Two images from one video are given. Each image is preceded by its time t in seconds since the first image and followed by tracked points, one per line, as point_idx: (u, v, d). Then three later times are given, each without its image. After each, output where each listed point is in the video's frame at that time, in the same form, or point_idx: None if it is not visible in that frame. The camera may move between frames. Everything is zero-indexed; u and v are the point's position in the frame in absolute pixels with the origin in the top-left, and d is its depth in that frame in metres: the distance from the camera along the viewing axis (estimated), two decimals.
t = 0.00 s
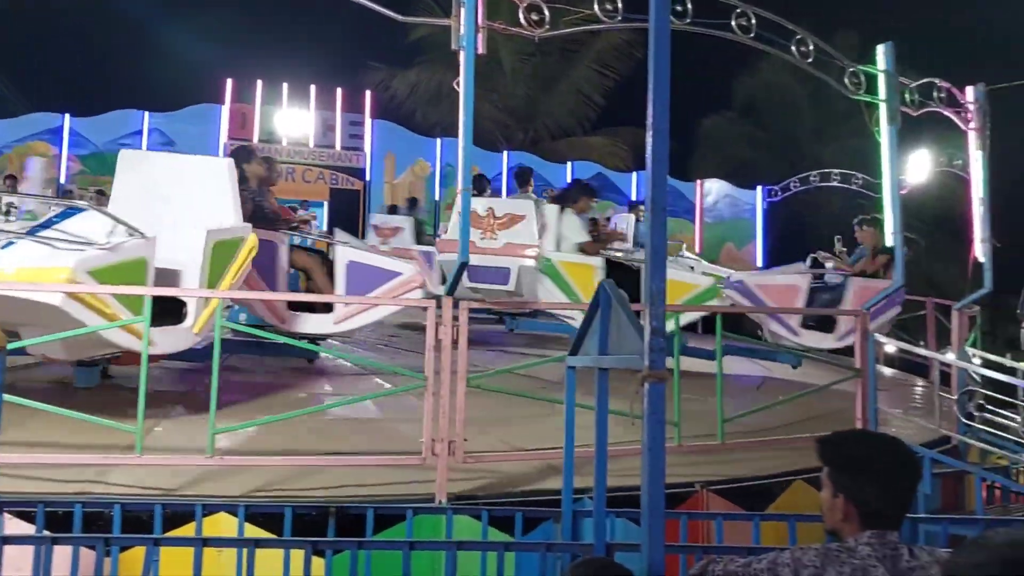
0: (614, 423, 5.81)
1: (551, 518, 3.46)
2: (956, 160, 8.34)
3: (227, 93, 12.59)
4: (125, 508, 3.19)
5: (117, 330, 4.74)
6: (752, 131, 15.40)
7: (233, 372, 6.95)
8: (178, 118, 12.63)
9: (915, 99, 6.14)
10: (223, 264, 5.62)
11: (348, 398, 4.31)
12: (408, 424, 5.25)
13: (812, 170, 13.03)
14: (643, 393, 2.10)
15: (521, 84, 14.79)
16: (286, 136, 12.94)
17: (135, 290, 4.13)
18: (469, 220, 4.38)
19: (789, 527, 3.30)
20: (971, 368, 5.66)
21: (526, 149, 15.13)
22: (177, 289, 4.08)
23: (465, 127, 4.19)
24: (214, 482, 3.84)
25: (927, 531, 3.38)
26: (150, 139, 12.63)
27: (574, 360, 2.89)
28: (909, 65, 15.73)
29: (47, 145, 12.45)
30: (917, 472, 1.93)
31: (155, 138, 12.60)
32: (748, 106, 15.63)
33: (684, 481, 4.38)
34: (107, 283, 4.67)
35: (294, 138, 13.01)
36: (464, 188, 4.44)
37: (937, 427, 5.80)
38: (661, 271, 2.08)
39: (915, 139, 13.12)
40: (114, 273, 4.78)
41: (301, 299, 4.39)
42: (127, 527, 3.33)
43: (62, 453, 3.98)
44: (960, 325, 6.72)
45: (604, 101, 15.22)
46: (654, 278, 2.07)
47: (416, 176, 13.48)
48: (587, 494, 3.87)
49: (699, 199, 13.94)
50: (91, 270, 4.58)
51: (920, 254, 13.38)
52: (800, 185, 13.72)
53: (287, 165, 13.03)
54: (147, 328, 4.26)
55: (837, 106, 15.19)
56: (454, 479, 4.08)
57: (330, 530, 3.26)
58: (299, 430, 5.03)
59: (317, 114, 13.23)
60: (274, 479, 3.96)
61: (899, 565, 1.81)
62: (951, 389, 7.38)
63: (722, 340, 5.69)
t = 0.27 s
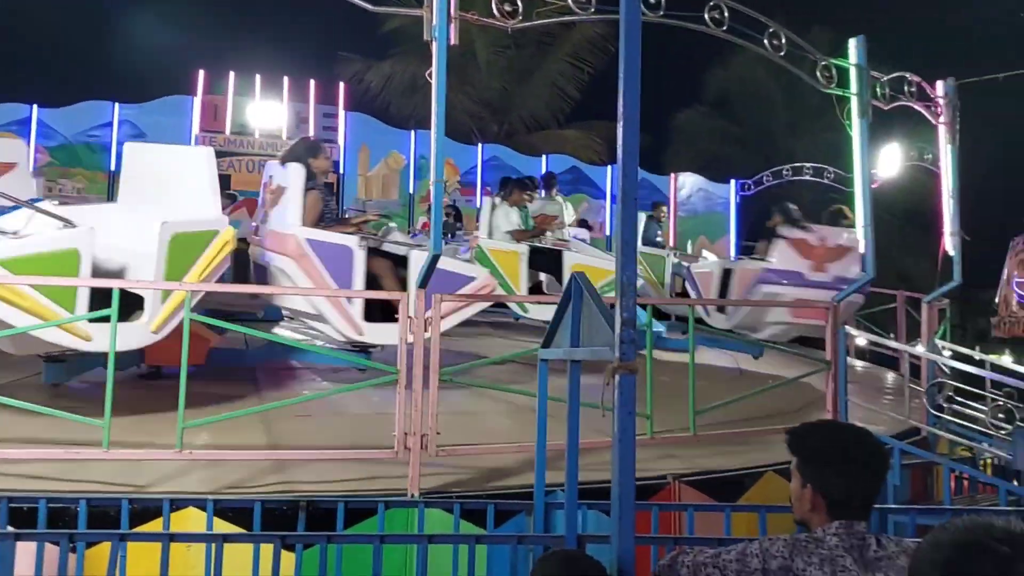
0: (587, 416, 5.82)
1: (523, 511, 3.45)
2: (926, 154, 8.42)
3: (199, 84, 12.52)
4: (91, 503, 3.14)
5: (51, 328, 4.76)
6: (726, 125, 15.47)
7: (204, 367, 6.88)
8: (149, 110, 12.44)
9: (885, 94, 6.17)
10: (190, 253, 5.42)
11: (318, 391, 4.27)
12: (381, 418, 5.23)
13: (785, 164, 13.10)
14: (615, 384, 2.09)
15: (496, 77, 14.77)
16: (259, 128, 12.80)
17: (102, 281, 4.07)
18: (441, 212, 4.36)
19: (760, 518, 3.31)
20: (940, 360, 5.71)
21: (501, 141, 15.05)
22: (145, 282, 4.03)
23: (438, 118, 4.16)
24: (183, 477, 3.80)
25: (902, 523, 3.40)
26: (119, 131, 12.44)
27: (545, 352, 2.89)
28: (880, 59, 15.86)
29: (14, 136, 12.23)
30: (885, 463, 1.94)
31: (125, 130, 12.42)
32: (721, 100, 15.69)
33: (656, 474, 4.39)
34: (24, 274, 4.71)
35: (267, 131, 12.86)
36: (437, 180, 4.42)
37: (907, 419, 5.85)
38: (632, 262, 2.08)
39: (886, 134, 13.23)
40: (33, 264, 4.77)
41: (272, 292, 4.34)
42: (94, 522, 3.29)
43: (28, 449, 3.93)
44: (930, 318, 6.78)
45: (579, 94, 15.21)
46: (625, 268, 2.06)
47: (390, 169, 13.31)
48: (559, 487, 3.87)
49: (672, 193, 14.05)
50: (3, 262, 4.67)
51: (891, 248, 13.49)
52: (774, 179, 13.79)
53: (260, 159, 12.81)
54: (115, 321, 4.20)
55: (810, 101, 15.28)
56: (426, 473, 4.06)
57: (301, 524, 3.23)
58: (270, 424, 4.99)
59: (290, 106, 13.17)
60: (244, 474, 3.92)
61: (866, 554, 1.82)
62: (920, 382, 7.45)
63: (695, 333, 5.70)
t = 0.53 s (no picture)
0: (577, 405, 5.82)
1: (514, 500, 3.45)
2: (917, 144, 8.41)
3: (188, 73, 12.42)
4: (79, 494, 3.13)
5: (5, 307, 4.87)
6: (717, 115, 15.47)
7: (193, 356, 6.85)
8: (137, 99, 12.41)
9: (876, 83, 6.16)
10: (165, 245, 5.33)
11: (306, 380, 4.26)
12: (371, 407, 5.21)
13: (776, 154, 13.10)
14: (604, 373, 2.08)
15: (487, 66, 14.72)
16: (248, 118, 12.80)
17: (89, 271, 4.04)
18: (431, 201, 4.33)
19: (750, 507, 3.31)
20: (930, 349, 5.72)
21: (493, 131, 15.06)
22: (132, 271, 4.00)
23: (427, 107, 4.14)
24: (172, 467, 3.79)
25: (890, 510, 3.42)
26: (108, 120, 12.41)
27: (535, 341, 2.87)
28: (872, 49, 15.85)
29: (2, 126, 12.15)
30: (876, 450, 1.93)
31: (113, 120, 12.39)
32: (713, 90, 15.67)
33: (646, 463, 4.39)
34: None
35: (257, 120, 12.87)
36: (427, 169, 4.39)
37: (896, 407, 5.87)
38: (623, 250, 2.06)
39: (877, 123, 13.24)
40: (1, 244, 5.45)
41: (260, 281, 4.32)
42: (81, 513, 3.27)
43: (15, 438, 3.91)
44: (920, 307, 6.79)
45: (571, 83, 15.17)
46: (615, 257, 2.05)
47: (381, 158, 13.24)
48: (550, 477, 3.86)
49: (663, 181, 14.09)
50: None
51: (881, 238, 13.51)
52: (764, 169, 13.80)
53: (249, 146, 12.87)
54: (103, 310, 4.18)
55: (801, 90, 15.27)
56: (417, 462, 4.05)
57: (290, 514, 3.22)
58: (260, 413, 4.97)
59: (280, 95, 13.08)
60: (233, 464, 3.90)
61: (857, 541, 1.83)
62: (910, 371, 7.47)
63: (686, 321, 5.70)
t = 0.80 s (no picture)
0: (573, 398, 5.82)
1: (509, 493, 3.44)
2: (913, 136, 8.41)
3: (182, 66, 12.38)
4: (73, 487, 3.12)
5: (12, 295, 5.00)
6: (713, 108, 15.45)
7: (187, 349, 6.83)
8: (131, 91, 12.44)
9: (872, 75, 6.15)
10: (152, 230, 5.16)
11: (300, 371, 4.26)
12: (367, 400, 5.20)
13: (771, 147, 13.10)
14: (599, 365, 2.07)
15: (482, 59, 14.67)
16: (242, 111, 12.63)
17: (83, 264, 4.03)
18: (426, 193, 4.32)
19: (745, 499, 3.31)
20: (925, 342, 5.73)
21: (487, 125, 15.12)
22: (126, 264, 3.99)
23: (422, 99, 4.12)
24: (167, 460, 3.78)
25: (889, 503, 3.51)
26: (101, 113, 12.48)
27: (531, 334, 2.87)
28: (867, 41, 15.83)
29: None
30: (872, 444, 1.93)
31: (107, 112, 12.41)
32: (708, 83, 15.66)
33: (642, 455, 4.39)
34: None
35: (251, 112, 12.72)
36: (422, 161, 4.38)
37: (891, 400, 5.87)
38: (617, 242, 2.05)
39: (872, 116, 13.23)
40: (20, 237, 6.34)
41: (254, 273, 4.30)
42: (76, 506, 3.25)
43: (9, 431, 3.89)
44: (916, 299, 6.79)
45: (566, 76, 15.15)
46: (610, 248, 2.04)
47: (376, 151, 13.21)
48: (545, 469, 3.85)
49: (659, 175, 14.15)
50: None
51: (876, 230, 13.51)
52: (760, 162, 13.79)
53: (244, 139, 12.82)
54: (96, 302, 4.16)
55: (797, 84, 15.25)
56: (412, 455, 4.05)
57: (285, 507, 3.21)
58: (255, 406, 4.96)
59: (274, 88, 13.01)
60: (227, 457, 3.89)
61: (851, 534, 1.83)
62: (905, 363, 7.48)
63: (681, 314, 5.69)
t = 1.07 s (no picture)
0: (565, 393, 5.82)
1: (501, 489, 3.44)
2: (905, 132, 8.42)
3: (174, 62, 12.35)
4: (64, 483, 3.12)
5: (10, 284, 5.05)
6: (706, 104, 15.47)
7: (180, 344, 6.82)
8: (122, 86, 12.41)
9: (864, 71, 6.15)
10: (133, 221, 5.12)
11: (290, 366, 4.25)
12: (359, 395, 5.20)
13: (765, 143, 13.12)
14: (590, 361, 2.07)
15: (475, 55, 14.65)
16: (236, 108, 12.31)
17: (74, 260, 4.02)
18: (418, 190, 4.32)
19: (737, 494, 3.31)
20: (917, 337, 5.74)
21: (481, 120, 15.06)
22: (117, 259, 3.98)
23: (415, 95, 4.12)
24: (159, 455, 3.77)
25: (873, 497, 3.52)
26: (94, 108, 12.44)
27: (522, 331, 2.87)
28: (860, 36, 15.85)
29: None
30: (861, 439, 1.93)
31: (99, 107, 12.44)
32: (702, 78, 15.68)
33: (634, 451, 4.39)
34: None
35: (244, 109, 12.29)
36: (415, 157, 4.37)
37: (882, 395, 5.89)
38: (608, 238, 2.05)
39: (865, 112, 13.25)
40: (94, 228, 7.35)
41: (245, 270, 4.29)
42: (67, 502, 3.25)
43: None
44: (907, 295, 6.80)
45: (559, 72, 15.13)
46: (601, 244, 2.04)
47: (370, 147, 13.28)
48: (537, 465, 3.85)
49: (653, 172, 14.15)
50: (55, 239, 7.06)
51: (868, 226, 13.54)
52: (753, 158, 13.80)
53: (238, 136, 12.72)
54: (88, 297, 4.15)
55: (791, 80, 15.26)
56: (404, 450, 4.05)
57: (276, 502, 3.21)
58: (248, 401, 4.96)
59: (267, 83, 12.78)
60: (220, 451, 3.89)
61: (840, 529, 1.83)
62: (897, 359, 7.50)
63: (674, 310, 5.69)
